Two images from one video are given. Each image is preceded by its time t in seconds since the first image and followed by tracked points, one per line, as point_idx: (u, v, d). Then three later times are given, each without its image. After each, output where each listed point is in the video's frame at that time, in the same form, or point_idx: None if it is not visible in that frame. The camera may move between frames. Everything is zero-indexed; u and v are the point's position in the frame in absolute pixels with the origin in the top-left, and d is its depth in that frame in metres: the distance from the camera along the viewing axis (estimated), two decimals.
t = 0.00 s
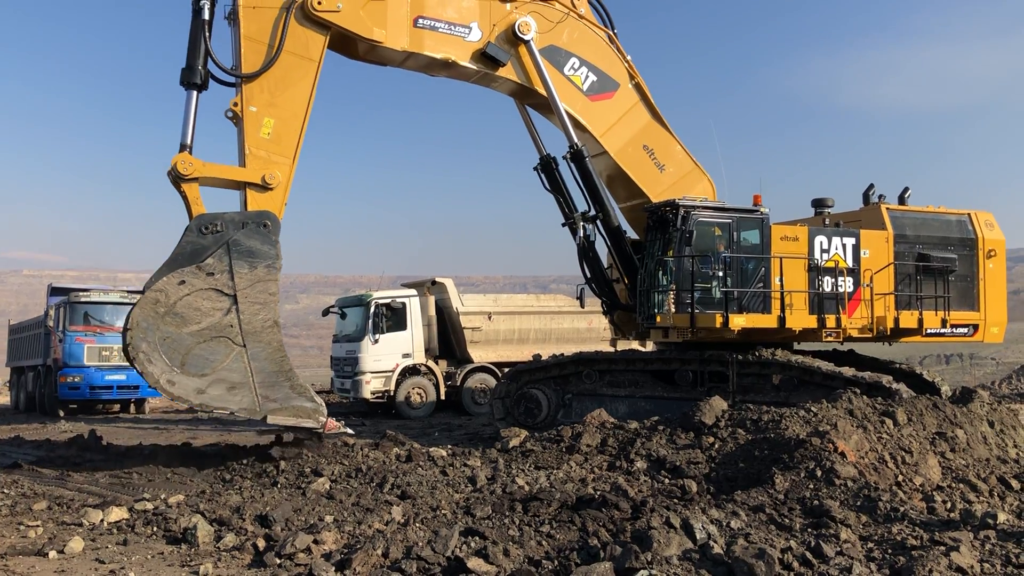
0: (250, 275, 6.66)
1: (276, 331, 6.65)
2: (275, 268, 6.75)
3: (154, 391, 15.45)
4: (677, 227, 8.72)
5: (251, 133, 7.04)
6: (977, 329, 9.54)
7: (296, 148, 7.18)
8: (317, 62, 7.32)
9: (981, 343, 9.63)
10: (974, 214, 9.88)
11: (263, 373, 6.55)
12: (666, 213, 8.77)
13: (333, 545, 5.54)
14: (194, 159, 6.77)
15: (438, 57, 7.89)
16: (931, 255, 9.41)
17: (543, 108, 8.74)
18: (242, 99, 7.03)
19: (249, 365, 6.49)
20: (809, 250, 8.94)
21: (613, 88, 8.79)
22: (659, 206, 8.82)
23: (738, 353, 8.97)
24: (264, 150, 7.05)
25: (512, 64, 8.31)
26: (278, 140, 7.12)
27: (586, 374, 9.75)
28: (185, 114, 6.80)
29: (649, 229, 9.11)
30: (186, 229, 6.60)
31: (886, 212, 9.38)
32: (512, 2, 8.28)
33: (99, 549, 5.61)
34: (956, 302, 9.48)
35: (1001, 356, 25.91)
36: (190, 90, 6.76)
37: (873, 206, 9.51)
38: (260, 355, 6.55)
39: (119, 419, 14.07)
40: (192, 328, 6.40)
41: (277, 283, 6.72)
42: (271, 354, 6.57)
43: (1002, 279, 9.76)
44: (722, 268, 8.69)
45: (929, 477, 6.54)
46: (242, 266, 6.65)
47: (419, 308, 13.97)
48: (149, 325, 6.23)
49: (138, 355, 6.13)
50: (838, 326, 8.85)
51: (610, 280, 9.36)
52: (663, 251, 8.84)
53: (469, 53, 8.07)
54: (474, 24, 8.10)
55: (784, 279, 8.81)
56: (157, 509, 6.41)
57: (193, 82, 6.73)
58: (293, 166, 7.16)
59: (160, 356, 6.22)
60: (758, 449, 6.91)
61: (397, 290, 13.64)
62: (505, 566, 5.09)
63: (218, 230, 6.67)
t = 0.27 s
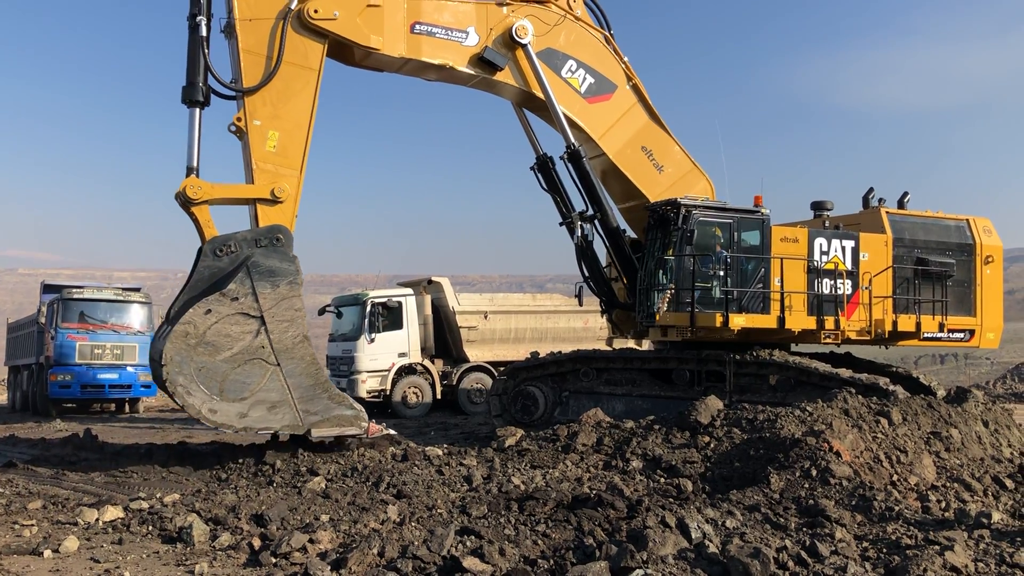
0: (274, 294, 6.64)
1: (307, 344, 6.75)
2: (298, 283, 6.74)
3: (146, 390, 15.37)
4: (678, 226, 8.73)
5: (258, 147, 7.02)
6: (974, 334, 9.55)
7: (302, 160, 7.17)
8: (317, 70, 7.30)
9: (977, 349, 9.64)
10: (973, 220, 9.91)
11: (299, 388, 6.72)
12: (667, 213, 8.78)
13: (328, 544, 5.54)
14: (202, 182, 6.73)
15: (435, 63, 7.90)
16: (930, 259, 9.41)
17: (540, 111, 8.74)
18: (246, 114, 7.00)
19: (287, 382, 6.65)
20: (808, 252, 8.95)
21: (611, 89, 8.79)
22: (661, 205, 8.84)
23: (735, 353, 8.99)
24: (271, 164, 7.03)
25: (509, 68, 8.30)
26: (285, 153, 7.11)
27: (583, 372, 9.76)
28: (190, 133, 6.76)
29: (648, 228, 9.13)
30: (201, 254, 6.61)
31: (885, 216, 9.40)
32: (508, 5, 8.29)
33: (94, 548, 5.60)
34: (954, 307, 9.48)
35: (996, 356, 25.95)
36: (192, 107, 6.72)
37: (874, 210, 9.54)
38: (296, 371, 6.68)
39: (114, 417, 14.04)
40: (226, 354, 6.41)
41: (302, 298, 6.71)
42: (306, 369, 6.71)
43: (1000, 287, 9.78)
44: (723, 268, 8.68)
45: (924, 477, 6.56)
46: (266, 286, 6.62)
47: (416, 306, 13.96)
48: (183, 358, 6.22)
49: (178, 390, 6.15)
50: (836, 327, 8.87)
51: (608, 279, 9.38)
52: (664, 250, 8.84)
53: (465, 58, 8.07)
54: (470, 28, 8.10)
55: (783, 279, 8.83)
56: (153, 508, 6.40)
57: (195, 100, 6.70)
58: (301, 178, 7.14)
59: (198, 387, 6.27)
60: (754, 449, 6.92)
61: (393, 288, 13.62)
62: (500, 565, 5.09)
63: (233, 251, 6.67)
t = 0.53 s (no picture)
0: (297, 317, 6.74)
1: (334, 362, 6.93)
2: (317, 303, 6.85)
3: (135, 390, 15.27)
4: (674, 226, 8.71)
5: (260, 168, 7.02)
6: (964, 332, 9.59)
7: (304, 176, 7.18)
8: (309, 82, 7.29)
9: (967, 346, 9.70)
10: (963, 218, 9.94)
11: (332, 406, 6.98)
12: (664, 214, 8.76)
13: (322, 544, 5.53)
14: (208, 211, 6.77)
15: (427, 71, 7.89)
16: (922, 258, 9.45)
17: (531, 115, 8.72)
18: (244, 135, 6.99)
19: (319, 403, 6.88)
20: (802, 251, 8.97)
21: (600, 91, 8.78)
22: (656, 205, 8.80)
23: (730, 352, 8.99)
24: (274, 183, 7.05)
25: (498, 74, 8.28)
26: (287, 172, 7.12)
27: (577, 372, 9.77)
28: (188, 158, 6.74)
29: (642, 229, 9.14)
30: (215, 283, 6.73)
31: (877, 215, 9.40)
32: (495, 11, 8.28)
33: (87, 549, 5.58)
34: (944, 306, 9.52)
35: (988, 356, 26.03)
36: (188, 133, 6.72)
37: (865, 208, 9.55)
38: (327, 391, 6.89)
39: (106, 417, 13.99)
40: (256, 383, 6.58)
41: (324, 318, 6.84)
42: (337, 387, 6.92)
43: (989, 284, 9.86)
44: (719, 268, 8.68)
45: (917, 476, 6.58)
46: (286, 310, 6.71)
47: (410, 306, 13.96)
48: (215, 393, 6.40)
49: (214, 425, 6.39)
50: (832, 327, 8.88)
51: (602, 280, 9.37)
52: (660, 250, 8.83)
53: (454, 67, 8.05)
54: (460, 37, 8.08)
55: (776, 278, 8.83)
56: (146, 508, 6.38)
57: (189, 125, 6.69)
58: (304, 194, 7.16)
59: (234, 420, 6.51)
60: (748, 448, 6.93)
61: (388, 288, 13.59)
62: (494, 565, 5.08)
63: (245, 277, 6.82)
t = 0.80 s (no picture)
0: (293, 322, 6.74)
1: (331, 366, 6.95)
2: (313, 307, 6.85)
3: (123, 390, 15.10)
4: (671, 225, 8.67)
5: (253, 170, 6.97)
6: (954, 329, 9.64)
7: (297, 178, 7.15)
8: (303, 84, 7.24)
9: (956, 344, 9.74)
10: (950, 216, 10.00)
11: (329, 410, 7.00)
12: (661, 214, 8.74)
13: (316, 544, 5.51)
14: (200, 216, 6.71)
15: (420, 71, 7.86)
16: (912, 256, 9.51)
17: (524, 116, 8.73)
18: (236, 137, 6.92)
19: (316, 408, 6.90)
20: (796, 250, 8.99)
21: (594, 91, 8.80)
22: (652, 204, 8.80)
23: (724, 352, 9.00)
24: (267, 186, 7.00)
25: (492, 75, 8.28)
26: (280, 173, 7.08)
27: (571, 372, 9.77)
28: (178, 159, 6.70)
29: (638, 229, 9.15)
30: (209, 287, 6.67)
31: (869, 214, 9.43)
32: (488, 11, 8.26)
33: (80, 549, 5.57)
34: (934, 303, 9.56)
35: (981, 356, 26.09)
36: (178, 135, 6.69)
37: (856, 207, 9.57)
38: (325, 396, 6.92)
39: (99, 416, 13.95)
40: (254, 389, 6.58)
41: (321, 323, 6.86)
42: (334, 392, 6.95)
43: (977, 281, 9.94)
44: (713, 267, 8.68)
45: (910, 475, 6.60)
46: (282, 315, 6.70)
47: (404, 305, 13.95)
48: (211, 401, 6.39)
49: (212, 433, 6.38)
50: (827, 325, 8.89)
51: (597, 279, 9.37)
52: (659, 250, 8.74)
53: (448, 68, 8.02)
54: (453, 37, 8.06)
55: (770, 276, 8.85)
56: (139, 507, 6.36)
57: (180, 126, 6.66)
58: (297, 196, 7.14)
59: (232, 427, 6.51)
60: (742, 447, 6.94)
61: (383, 287, 13.58)
62: (489, 565, 5.08)
63: (239, 281, 6.77)
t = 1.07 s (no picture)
0: (276, 313, 6.49)
1: (310, 364, 6.67)
2: (298, 301, 6.61)
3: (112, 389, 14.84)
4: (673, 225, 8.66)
5: (246, 158, 6.82)
6: (946, 331, 9.71)
7: (291, 169, 7.01)
8: (304, 74, 7.14)
9: (948, 346, 9.82)
10: (942, 219, 10.05)
11: (304, 409, 6.66)
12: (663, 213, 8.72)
13: (311, 543, 5.50)
14: (191, 197, 6.53)
15: (423, 66, 7.80)
16: (908, 259, 9.51)
17: (526, 112, 8.71)
18: (232, 123, 6.78)
19: (291, 405, 6.56)
20: (795, 251, 8.98)
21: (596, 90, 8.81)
22: (654, 203, 8.77)
23: (720, 351, 9.01)
24: (260, 175, 6.85)
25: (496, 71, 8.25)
26: (274, 163, 6.95)
27: (567, 371, 9.77)
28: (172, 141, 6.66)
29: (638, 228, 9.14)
30: (193, 271, 6.47)
31: (865, 215, 9.45)
32: (493, 5, 8.23)
33: (75, 548, 5.55)
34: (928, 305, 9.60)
35: (976, 355, 26.14)
36: (174, 117, 6.65)
37: (852, 209, 9.59)
38: (300, 393, 6.59)
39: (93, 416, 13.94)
40: (228, 378, 6.29)
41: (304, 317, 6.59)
42: (310, 390, 6.62)
43: (970, 286, 9.99)
44: (716, 267, 8.67)
45: (905, 474, 6.61)
46: (266, 305, 6.46)
47: (400, 305, 13.95)
48: (183, 385, 6.09)
49: (180, 418, 6.04)
50: (827, 326, 8.91)
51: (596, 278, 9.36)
52: (662, 249, 8.70)
53: (451, 62, 7.97)
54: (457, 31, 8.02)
55: (769, 277, 8.81)
56: (134, 507, 6.35)
57: (176, 108, 6.62)
58: (290, 189, 6.99)
59: (202, 415, 6.17)
60: (737, 447, 6.95)
61: (378, 287, 13.57)
62: (484, 564, 5.07)
63: (224, 268, 6.56)
